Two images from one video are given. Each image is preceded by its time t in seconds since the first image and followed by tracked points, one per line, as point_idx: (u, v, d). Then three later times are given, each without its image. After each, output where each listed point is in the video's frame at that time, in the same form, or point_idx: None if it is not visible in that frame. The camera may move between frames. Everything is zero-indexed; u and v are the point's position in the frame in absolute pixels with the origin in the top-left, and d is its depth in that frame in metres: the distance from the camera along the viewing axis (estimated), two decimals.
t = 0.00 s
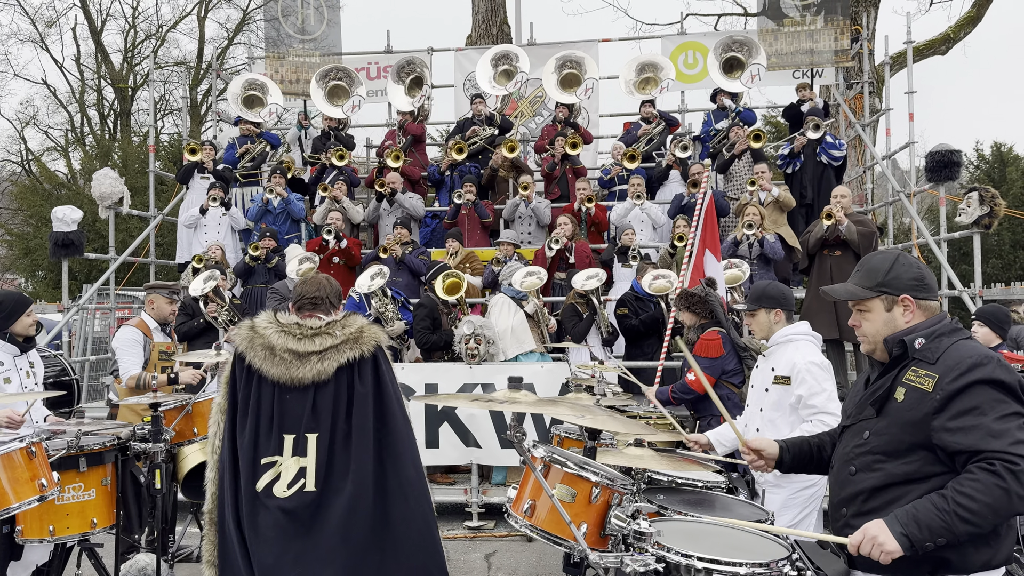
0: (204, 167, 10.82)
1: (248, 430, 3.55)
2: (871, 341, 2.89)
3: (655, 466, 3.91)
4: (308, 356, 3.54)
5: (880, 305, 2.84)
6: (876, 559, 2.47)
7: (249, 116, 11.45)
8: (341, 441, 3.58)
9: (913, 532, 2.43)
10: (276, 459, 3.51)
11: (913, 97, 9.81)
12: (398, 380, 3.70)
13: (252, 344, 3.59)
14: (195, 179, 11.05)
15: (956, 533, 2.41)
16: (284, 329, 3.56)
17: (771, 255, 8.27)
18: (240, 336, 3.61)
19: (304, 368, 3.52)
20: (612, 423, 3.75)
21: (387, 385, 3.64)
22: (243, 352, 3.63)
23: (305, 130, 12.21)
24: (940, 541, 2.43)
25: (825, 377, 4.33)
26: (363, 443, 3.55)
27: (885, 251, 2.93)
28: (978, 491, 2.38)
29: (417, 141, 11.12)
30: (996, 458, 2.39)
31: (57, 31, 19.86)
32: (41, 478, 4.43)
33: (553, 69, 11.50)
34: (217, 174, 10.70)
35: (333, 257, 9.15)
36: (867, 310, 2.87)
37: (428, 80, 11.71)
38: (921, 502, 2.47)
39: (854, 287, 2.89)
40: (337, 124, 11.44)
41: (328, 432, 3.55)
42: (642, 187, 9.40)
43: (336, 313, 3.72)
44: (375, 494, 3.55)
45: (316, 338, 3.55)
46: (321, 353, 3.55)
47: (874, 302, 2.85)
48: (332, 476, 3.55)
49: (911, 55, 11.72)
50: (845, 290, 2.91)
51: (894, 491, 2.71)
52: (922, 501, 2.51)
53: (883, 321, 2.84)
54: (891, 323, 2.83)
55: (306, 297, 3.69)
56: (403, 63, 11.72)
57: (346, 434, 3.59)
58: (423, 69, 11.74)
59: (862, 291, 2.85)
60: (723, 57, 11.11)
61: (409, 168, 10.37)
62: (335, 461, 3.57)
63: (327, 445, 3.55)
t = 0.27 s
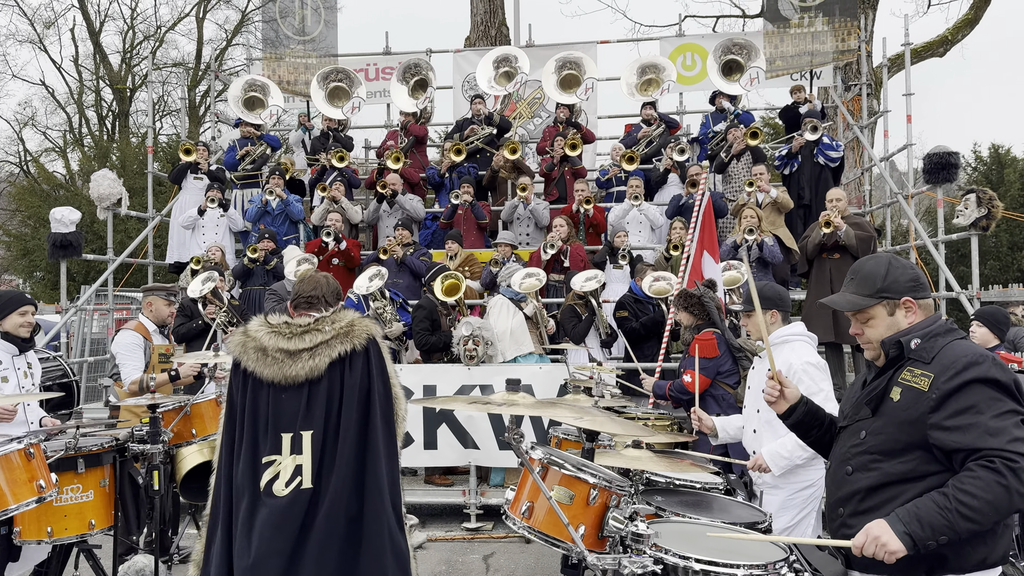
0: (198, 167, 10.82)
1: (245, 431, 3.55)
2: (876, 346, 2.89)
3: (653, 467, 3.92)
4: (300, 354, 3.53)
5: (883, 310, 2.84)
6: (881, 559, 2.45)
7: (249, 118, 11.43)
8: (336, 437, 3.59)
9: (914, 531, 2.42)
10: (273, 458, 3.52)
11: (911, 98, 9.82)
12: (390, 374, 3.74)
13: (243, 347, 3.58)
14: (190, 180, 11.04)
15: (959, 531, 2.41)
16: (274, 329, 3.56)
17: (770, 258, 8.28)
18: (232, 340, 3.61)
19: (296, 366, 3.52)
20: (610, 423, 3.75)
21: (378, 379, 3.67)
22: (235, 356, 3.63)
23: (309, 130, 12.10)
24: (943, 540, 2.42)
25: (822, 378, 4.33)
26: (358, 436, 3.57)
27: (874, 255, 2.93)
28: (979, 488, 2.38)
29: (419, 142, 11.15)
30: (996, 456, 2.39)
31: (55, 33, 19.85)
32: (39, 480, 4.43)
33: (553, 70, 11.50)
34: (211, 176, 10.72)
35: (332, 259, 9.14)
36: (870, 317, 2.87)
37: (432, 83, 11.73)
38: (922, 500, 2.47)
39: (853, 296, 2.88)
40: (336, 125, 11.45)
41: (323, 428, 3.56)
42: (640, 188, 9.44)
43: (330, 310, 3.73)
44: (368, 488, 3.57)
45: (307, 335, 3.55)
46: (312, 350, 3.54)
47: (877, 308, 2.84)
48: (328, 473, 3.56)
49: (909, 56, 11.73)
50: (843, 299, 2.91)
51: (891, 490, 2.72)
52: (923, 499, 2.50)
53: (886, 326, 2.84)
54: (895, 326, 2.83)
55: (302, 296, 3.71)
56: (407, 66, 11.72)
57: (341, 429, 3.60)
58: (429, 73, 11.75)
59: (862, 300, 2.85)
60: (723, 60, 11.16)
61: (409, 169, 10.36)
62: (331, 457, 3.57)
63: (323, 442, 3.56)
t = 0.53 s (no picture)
0: (196, 168, 10.84)
1: (267, 432, 3.61)
2: (873, 349, 2.89)
3: (652, 468, 3.92)
4: (319, 351, 3.63)
5: (881, 313, 2.84)
6: (881, 568, 2.46)
7: (249, 119, 11.43)
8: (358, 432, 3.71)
9: (915, 542, 2.43)
10: (298, 458, 3.59)
11: (909, 100, 9.84)
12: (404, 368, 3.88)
13: (261, 347, 3.66)
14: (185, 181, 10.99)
15: (957, 541, 2.42)
16: (291, 328, 3.66)
17: (770, 259, 8.28)
18: (249, 341, 3.70)
19: (316, 363, 3.61)
20: (609, 425, 3.75)
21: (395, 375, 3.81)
22: (252, 358, 3.70)
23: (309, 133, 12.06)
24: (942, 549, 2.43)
25: (820, 378, 4.33)
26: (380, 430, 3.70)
27: (864, 260, 2.94)
28: (977, 497, 2.39)
29: (421, 145, 11.18)
30: (994, 464, 2.40)
31: (53, 33, 19.85)
32: (37, 480, 4.43)
33: (552, 72, 11.51)
34: (209, 176, 10.74)
35: (330, 260, 9.13)
36: (869, 320, 2.86)
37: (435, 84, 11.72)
38: (921, 510, 2.48)
39: (851, 298, 2.87)
40: (334, 126, 11.46)
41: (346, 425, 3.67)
42: (639, 189, 9.47)
43: (342, 307, 3.79)
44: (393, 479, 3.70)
45: (324, 332, 3.65)
46: (330, 347, 3.64)
47: (875, 310, 2.84)
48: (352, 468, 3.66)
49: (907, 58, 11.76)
50: (840, 302, 2.90)
51: (889, 494, 2.72)
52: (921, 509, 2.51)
53: (886, 328, 2.84)
54: (894, 328, 2.84)
55: (313, 293, 3.76)
56: (410, 67, 11.72)
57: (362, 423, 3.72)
58: (431, 75, 11.75)
59: (861, 302, 2.84)
60: (723, 61, 11.17)
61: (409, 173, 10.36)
62: (354, 453, 3.69)
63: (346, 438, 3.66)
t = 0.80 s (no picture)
0: (195, 170, 10.87)
1: (275, 452, 3.63)
2: (863, 343, 2.93)
3: (650, 469, 3.93)
4: (324, 368, 3.66)
5: (871, 308, 2.88)
6: (848, 527, 2.54)
7: (247, 120, 11.43)
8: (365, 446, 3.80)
9: (885, 506, 2.49)
10: (307, 476, 3.64)
11: (907, 102, 9.85)
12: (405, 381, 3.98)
13: (263, 364, 3.66)
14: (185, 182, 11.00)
15: (930, 517, 2.44)
16: (293, 345, 3.66)
17: (769, 260, 8.27)
18: (250, 358, 3.69)
19: (323, 380, 3.65)
20: (607, 426, 3.76)
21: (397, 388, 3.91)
22: (254, 375, 3.70)
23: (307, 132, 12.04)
24: (913, 522, 2.47)
25: (819, 381, 4.35)
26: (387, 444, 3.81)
27: (886, 254, 2.94)
28: (959, 481, 2.40)
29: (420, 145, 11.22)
30: (983, 455, 2.41)
31: (52, 34, 19.82)
32: (36, 481, 4.42)
33: (552, 73, 11.52)
34: (208, 177, 10.72)
35: (327, 262, 9.19)
36: (859, 312, 2.92)
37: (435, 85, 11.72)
38: (903, 483, 2.52)
39: (848, 288, 2.93)
40: (331, 127, 11.46)
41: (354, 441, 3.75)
42: (637, 190, 9.48)
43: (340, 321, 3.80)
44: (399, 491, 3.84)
45: (327, 349, 3.67)
46: (335, 363, 3.68)
47: (866, 304, 2.89)
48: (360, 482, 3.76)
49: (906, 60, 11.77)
50: (840, 290, 2.97)
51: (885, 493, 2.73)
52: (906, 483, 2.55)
53: (873, 325, 2.88)
54: (881, 327, 2.86)
55: (310, 307, 3.75)
56: (410, 68, 11.71)
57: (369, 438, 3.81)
58: (431, 76, 11.74)
59: (855, 293, 2.90)
60: (725, 63, 11.17)
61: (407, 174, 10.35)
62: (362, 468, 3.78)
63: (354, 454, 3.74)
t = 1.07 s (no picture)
0: (197, 170, 10.82)
1: (257, 432, 3.60)
2: (854, 351, 2.91)
3: (648, 470, 3.94)
4: (311, 352, 3.61)
5: (855, 316, 2.88)
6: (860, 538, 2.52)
7: (243, 121, 11.45)
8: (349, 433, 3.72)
9: (897, 518, 2.48)
10: (287, 458, 3.58)
11: (905, 103, 9.87)
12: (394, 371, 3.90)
13: (250, 344, 3.63)
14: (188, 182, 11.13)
15: (943, 526, 2.44)
16: (281, 327, 3.62)
17: (766, 261, 8.29)
18: (236, 338, 3.65)
19: (309, 364, 3.60)
20: (605, 427, 3.77)
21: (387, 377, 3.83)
22: (241, 354, 3.67)
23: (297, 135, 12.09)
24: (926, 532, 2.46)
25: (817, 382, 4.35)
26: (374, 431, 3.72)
27: (861, 260, 2.96)
28: (966, 486, 2.40)
29: (418, 146, 11.25)
30: (987, 457, 2.41)
31: (50, 34, 19.81)
32: (33, 482, 4.42)
33: (549, 74, 11.53)
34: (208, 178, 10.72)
35: (324, 262, 9.20)
36: (845, 322, 2.92)
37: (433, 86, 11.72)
38: (912, 493, 2.51)
39: (830, 300, 2.93)
40: (327, 128, 11.47)
41: (338, 427, 3.68)
42: (636, 192, 9.48)
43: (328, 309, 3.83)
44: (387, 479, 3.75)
45: (317, 333, 3.63)
46: (324, 348, 3.63)
47: (850, 313, 2.89)
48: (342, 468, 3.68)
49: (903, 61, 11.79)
50: (823, 302, 2.97)
51: (884, 495, 2.73)
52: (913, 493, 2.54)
53: (859, 332, 2.88)
54: (868, 334, 2.87)
55: (297, 295, 3.79)
56: (409, 69, 11.71)
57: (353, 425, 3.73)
58: (429, 77, 11.74)
59: (837, 304, 2.90)
60: (725, 65, 11.19)
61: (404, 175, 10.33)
62: (345, 454, 3.70)
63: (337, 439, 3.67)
